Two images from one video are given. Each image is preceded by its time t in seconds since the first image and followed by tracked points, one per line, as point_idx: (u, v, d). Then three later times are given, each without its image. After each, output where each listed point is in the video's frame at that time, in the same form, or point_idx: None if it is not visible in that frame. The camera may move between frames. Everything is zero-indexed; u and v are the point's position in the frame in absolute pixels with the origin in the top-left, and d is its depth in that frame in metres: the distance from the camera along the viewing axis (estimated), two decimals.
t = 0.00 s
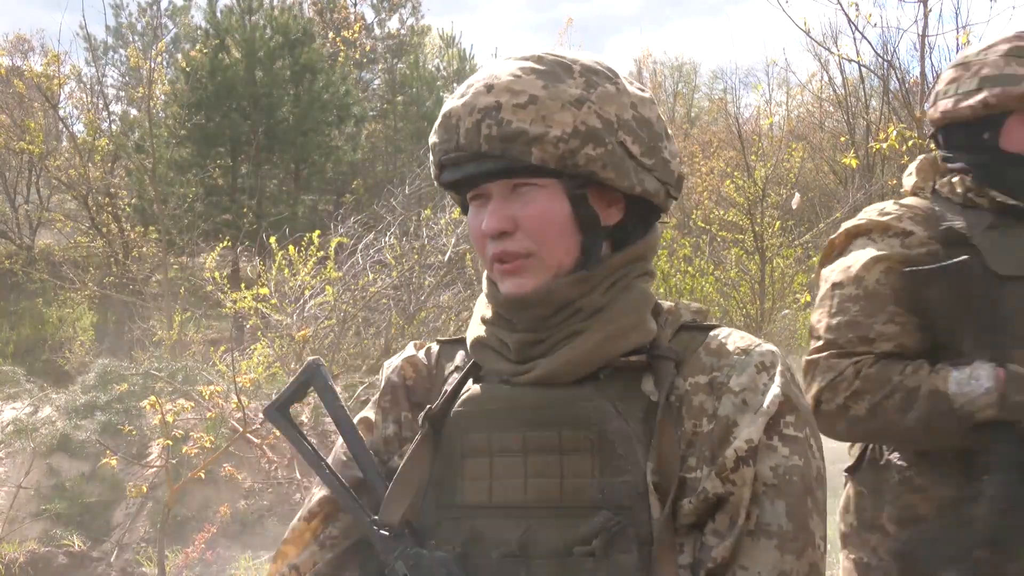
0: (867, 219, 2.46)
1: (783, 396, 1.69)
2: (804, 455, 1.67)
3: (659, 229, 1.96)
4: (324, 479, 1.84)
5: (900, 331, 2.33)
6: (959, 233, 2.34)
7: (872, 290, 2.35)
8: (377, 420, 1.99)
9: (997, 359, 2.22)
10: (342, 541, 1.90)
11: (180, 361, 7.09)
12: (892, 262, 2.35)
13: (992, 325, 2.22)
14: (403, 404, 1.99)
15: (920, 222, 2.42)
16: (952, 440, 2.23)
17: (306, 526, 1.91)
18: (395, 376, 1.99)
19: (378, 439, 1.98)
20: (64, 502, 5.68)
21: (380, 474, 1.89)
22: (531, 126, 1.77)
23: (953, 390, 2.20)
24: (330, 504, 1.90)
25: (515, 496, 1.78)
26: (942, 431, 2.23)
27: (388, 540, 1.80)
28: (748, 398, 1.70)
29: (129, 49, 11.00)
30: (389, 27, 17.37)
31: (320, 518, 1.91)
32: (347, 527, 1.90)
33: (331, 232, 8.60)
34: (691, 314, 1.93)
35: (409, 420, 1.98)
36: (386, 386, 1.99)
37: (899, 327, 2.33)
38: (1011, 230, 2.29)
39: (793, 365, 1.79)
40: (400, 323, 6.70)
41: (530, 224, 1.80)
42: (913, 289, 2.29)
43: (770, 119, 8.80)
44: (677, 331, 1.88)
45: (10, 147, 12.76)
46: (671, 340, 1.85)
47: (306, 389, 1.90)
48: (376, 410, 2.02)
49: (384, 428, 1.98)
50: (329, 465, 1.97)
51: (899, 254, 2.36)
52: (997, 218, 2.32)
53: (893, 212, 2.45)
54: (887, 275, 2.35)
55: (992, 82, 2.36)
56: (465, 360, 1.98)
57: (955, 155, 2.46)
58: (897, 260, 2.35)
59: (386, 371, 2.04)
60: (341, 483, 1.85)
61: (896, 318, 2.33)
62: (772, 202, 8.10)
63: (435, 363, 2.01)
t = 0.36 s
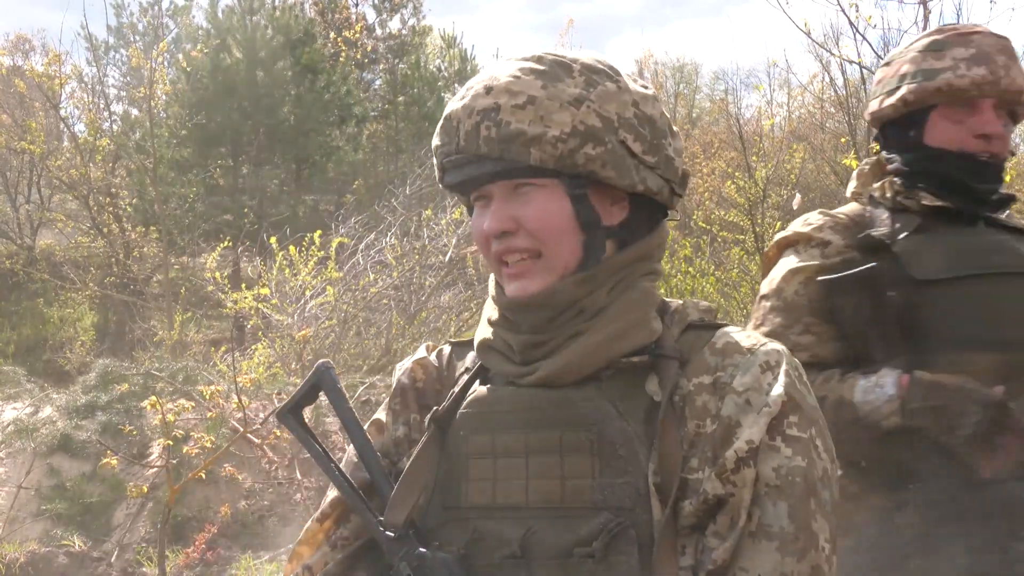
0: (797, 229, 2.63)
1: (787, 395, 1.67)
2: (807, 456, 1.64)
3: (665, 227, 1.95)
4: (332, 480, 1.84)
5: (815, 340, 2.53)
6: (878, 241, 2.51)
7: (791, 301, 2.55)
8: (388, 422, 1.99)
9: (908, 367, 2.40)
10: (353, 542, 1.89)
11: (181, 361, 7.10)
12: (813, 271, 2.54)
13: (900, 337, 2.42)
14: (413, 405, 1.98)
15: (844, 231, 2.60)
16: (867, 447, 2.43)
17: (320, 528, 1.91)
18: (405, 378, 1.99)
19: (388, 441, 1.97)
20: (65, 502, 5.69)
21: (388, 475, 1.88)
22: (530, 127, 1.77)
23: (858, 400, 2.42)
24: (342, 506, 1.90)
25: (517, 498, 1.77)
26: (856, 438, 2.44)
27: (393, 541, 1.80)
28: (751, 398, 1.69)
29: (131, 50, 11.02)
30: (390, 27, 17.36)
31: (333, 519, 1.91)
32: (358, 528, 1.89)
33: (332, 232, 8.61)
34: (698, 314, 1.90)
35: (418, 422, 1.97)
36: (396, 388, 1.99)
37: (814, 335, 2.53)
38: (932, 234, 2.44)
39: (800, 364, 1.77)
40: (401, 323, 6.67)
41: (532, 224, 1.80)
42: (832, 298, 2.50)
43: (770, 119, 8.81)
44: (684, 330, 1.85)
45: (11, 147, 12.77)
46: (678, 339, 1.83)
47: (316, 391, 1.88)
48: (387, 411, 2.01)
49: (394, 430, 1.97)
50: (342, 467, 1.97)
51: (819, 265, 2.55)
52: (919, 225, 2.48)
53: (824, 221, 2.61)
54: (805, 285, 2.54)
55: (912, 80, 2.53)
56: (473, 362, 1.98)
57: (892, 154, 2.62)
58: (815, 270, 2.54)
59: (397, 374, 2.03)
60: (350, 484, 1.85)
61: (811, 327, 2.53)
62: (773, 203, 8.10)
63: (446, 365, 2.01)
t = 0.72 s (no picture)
0: (746, 242, 2.68)
1: (796, 405, 1.70)
2: (815, 466, 1.68)
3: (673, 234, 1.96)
4: (329, 481, 1.80)
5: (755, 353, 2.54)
6: (816, 251, 2.57)
7: (733, 313, 2.59)
8: (383, 420, 1.96)
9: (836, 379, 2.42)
10: (346, 543, 1.87)
11: (180, 362, 7.13)
12: (751, 283, 2.59)
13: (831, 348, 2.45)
14: (410, 404, 1.96)
15: (787, 245, 2.64)
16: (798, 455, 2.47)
17: (310, 527, 1.89)
18: (401, 376, 1.96)
19: (384, 440, 1.94)
20: (63, 503, 5.70)
21: (387, 476, 1.85)
22: (560, 115, 1.76)
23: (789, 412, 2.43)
24: (337, 506, 1.88)
25: (522, 502, 1.75)
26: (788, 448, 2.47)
27: (395, 544, 1.75)
28: (759, 407, 1.72)
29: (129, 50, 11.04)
30: (389, 27, 17.38)
31: (324, 519, 1.89)
32: (353, 529, 1.88)
33: (331, 232, 8.63)
34: (700, 320, 1.93)
35: (416, 422, 1.95)
36: (392, 386, 1.96)
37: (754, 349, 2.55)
38: (874, 239, 2.52)
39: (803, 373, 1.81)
40: (400, 323, 6.60)
41: (549, 214, 1.80)
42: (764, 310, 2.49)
43: (770, 120, 8.81)
44: (688, 336, 1.87)
45: (11, 147, 12.81)
46: (682, 345, 1.85)
47: (312, 388, 1.85)
48: (381, 410, 1.98)
49: (390, 429, 1.95)
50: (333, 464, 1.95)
51: (757, 277, 2.59)
52: (862, 229, 2.56)
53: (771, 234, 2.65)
54: (745, 296, 2.59)
55: (860, 81, 2.58)
56: (472, 361, 1.97)
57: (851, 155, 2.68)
58: (752, 282, 2.58)
59: (392, 370, 2.01)
60: (347, 483, 1.81)
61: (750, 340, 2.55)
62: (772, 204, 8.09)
63: (442, 363, 2.00)
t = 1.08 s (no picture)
0: (757, 240, 2.72)
1: (800, 412, 1.72)
2: (818, 472, 1.70)
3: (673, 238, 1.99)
4: (324, 480, 1.77)
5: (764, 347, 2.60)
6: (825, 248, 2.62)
7: (742, 312, 2.66)
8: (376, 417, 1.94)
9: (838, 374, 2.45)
10: (338, 542, 1.86)
11: (179, 362, 7.14)
12: (759, 280, 2.64)
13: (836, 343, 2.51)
14: (406, 401, 1.93)
15: (796, 242, 2.68)
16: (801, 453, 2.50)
17: (299, 525, 1.87)
18: (396, 373, 1.94)
19: (379, 438, 1.92)
20: (62, 504, 5.69)
21: (386, 475, 1.82)
22: (586, 133, 1.73)
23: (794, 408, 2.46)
24: (328, 504, 1.86)
25: (526, 504, 1.75)
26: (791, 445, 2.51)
27: (396, 546, 1.71)
28: (763, 413, 1.72)
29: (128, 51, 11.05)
30: (388, 28, 17.38)
31: (314, 517, 1.87)
32: (345, 528, 1.86)
33: (331, 233, 8.63)
34: (698, 323, 1.96)
35: (412, 420, 1.92)
36: (388, 382, 1.94)
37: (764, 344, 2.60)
38: (880, 233, 2.59)
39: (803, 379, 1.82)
40: (399, 323, 6.61)
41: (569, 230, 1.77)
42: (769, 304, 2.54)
43: (770, 121, 8.82)
44: (687, 340, 1.89)
45: (10, 148, 12.83)
46: (682, 349, 1.86)
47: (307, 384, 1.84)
48: (374, 407, 1.96)
49: (384, 427, 1.92)
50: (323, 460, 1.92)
51: (766, 274, 2.64)
52: (870, 223, 2.64)
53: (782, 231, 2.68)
54: (754, 295, 2.65)
55: (862, 81, 2.68)
56: (468, 359, 1.96)
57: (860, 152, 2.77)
58: (759, 280, 2.64)
59: (385, 366, 1.98)
60: (344, 482, 1.78)
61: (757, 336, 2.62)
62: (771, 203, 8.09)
63: (435, 358, 1.98)
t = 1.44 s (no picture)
0: (809, 237, 2.51)
1: (800, 419, 1.73)
2: (817, 478, 1.72)
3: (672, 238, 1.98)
4: (323, 479, 1.78)
5: (812, 344, 2.37)
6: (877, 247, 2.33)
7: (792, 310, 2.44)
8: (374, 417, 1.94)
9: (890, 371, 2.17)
10: (335, 542, 1.85)
11: (180, 362, 7.15)
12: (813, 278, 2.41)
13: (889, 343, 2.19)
14: (406, 401, 1.93)
15: (850, 238, 2.44)
16: (853, 451, 2.23)
17: (296, 524, 1.85)
18: (395, 372, 1.93)
19: (378, 438, 1.92)
20: (62, 504, 5.69)
21: (387, 477, 1.82)
22: (580, 127, 1.72)
23: (843, 405, 2.19)
24: (326, 503, 1.84)
25: (529, 508, 1.76)
26: (841, 444, 2.23)
27: (397, 548, 1.72)
28: (764, 419, 1.73)
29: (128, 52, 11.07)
30: (388, 28, 17.38)
31: (311, 516, 1.85)
32: (343, 527, 1.86)
33: (331, 233, 8.63)
34: (698, 326, 1.94)
35: (412, 420, 1.92)
36: (387, 382, 1.93)
37: (813, 341, 2.37)
38: (933, 234, 2.26)
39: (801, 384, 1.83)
40: (400, 323, 6.63)
41: (567, 225, 1.76)
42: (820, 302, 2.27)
43: (769, 121, 8.81)
44: (687, 343, 1.87)
45: (10, 148, 12.85)
46: (683, 352, 1.85)
47: (306, 382, 1.84)
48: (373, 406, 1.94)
49: (382, 426, 1.92)
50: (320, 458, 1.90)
51: (818, 271, 2.41)
52: (923, 225, 2.30)
53: (838, 227, 2.46)
54: (805, 294, 2.43)
55: (916, 77, 2.30)
56: (467, 358, 1.94)
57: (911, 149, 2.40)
58: (811, 278, 2.41)
59: (384, 364, 1.97)
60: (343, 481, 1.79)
61: (809, 332, 2.39)
62: (771, 203, 8.08)
63: (434, 358, 1.96)
